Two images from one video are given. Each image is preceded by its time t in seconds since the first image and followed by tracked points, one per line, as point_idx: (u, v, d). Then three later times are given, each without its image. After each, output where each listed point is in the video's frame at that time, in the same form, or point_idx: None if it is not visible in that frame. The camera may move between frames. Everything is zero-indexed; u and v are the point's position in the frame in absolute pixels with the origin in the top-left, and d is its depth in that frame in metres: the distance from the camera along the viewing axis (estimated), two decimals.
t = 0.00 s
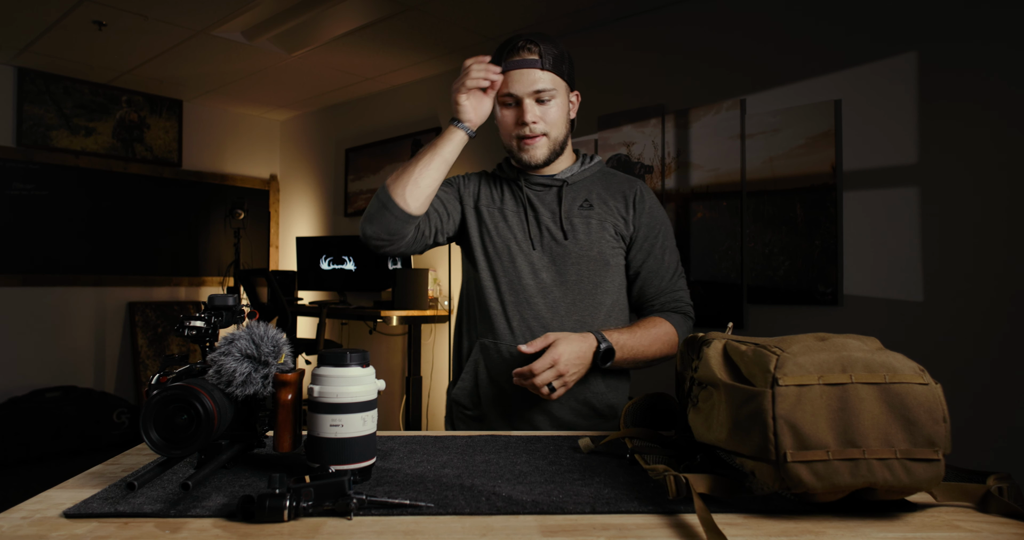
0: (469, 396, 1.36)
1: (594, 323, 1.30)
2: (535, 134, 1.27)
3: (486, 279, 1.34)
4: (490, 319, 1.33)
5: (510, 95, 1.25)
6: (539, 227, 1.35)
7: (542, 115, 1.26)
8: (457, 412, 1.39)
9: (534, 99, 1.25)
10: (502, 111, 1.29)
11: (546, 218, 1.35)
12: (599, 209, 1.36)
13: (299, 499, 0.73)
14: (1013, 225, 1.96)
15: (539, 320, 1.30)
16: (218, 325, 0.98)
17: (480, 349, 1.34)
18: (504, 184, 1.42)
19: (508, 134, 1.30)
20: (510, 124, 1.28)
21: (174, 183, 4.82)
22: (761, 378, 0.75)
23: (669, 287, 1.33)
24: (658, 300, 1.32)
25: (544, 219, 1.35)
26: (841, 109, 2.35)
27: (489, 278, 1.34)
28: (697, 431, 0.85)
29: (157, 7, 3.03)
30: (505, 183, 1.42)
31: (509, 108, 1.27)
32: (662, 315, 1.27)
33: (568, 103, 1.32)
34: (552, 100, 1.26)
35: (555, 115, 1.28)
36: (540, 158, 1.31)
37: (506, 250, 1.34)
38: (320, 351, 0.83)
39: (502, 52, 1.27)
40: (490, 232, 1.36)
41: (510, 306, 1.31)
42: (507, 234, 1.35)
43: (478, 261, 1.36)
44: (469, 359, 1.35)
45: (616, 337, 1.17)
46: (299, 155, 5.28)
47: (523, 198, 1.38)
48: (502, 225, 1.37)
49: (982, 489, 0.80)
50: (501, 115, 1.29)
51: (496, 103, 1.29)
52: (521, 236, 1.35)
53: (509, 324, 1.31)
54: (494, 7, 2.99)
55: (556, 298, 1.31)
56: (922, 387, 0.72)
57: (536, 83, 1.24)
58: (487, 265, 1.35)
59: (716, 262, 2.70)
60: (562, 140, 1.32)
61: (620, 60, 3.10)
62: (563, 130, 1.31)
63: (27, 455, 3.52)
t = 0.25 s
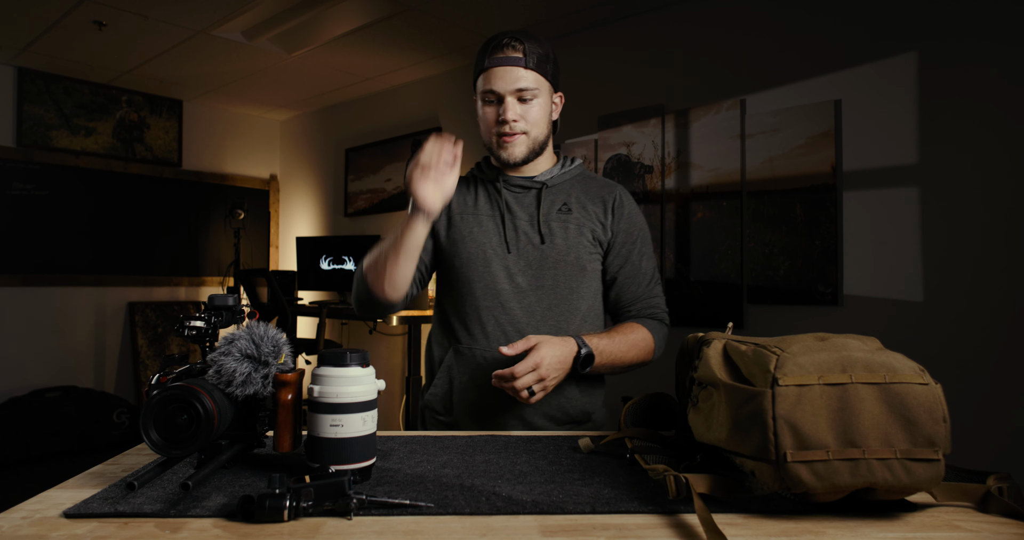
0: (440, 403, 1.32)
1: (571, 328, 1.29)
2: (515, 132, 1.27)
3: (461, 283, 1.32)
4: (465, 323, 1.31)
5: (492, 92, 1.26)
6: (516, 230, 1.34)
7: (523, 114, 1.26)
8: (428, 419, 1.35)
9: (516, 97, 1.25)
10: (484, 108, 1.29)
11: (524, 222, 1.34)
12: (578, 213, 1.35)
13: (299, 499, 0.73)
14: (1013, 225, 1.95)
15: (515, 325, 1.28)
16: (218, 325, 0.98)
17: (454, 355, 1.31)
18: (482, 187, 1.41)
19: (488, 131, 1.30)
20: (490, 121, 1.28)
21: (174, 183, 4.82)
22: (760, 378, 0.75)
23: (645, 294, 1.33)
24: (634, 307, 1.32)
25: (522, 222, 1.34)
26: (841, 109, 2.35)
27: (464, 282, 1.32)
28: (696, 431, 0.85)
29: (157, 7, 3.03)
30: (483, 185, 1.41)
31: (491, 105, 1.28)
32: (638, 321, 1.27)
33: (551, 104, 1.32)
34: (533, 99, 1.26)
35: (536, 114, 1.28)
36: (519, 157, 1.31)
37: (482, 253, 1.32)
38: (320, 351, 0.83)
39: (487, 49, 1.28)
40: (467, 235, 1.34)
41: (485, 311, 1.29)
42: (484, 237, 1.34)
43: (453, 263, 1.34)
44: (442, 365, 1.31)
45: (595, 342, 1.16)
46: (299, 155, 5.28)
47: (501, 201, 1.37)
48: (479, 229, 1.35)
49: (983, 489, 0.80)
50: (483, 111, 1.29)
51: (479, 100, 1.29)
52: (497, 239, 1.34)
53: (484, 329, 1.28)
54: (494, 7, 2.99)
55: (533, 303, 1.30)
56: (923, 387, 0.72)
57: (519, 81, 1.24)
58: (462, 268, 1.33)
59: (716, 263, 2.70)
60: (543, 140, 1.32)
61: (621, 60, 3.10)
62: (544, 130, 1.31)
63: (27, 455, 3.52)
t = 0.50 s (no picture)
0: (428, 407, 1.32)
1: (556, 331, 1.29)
2: (490, 137, 1.27)
3: (445, 288, 1.32)
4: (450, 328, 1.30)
5: (467, 96, 1.26)
6: (499, 234, 1.33)
7: (498, 118, 1.26)
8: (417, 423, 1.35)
9: (491, 101, 1.26)
10: (461, 112, 1.30)
11: (506, 225, 1.33)
12: (560, 214, 1.34)
13: (299, 498, 0.73)
14: (1013, 225, 1.96)
15: (499, 329, 1.27)
16: (218, 325, 0.98)
17: (440, 360, 1.31)
18: (463, 190, 1.41)
19: (465, 136, 1.30)
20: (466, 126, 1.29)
21: (174, 183, 4.82)
22: (761, 378, 0.75)
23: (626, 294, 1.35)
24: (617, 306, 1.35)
25: (505, 224, 1.34)
26: (841, 109, 2.35)
27: (448, 288, 1.32)
28: (696, 431, 0.85)
29: (157, 7, 3.03)
30: (465, 189, 1.41)
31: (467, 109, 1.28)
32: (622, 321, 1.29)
33: (527, 107, 1.32)
34: (508, 103, 1.27)
35: (511, 118, 1.28)
36: (495, 161, 1.31)
37: (465, 258, 1.32)
38: (320, 351, 0.83)
39: (462, 52, 1.27)
40: (449, 240, 1.34)
41: (469, 316, 1.29)
42: (466, 242, 1.33)
43: (437, 267, 1.34)
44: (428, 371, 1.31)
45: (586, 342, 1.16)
46: (299, 155, 5.28)
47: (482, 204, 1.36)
48: (461, 233, 1.34)
49: (983, 489, 0.80)
50: (460, 116, 1.30)
51: (456, 104, 1.30)
52: (480, 243, 1.33)
53: (469, 334, 1.28)
54: (494, 7, 2.99)
55: (517, 307, 1.29)
56: (922, 387, 0.72)
57: (494, 84, 1.24)
58: (445, 274, 1.32)
59: (716, 263, 2.70)
60: (520, 143, 1.32)
61: (621, 60, 3.10)
62: (521, 133, 1.31)
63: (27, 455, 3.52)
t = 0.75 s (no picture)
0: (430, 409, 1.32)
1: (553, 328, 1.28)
2: (483, 131, 1.27)
3: (442, 288, 1.32)
4: (449, 329, 1.30)
5: (457, 92, 1.26)
6: (494, 232, 1.33)
7: (490, 112, 1.26)
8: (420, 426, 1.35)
9: (482, 96, 1.26)
10: (451, 108, 1.30)
11: (501, 222, 1.34)
12: (555, 210, 1.34)
13: (299, 499, 0.73)
14: (1013, 226, 1.96)
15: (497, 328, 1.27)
16: (218, 325, 0.98)
17: (439, 362, 1.31)
18: (456, 189, 1.41)
19: (457, 132, 1.30)
20: (458, 121, 1.29)
21: (174, 183, 4.82)
22: (761, 378, 0.75)
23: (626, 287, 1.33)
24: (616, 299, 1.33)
25: (499, 222, 1.34)
26: (841, 109, 2.35)
27: (445, 288, 1.32)
28: (696, 431, 0.85)
29: (157, 7, 3.03)
30: (458, 187, 1.41)
31: (457, 105, 1.28)
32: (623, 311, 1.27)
33: (517, 100, 1.32)
34: (498, 97, 1.26)
35: (502, 112, 1.28)
36: (489, 157, 1.32)
37: (460, 257, 1.32)
38: (320, 351, 0.83)
39: (449, 48, 1.27)
40: (445, 240, 1.34)
41: (467, 316, 1.29)
42: (461, 241, 1.33)
43: (433, 268, 1.34)
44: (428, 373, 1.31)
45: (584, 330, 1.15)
46: (299, 155, 5.28)
47: (476, 202, 1.37)
48: (456, 232, 1.34)
49: (983, 489, 0.80)
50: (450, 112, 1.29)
51: (446, 100, 1.30)
52: (475, 242, 1.33)
53: (467, 333, 1.28)
54: (494, 7, 2.99)
55: (515, 305, 1.29)
56: (922, 387, 0.72)
57: (483, 79, 1.24)
58: (441, 274, 1.32)
59: (716, 263, 2.70)
60: (512, 137, 1.32)
61: (621, 60, 3.10)
62: (512, 128, 1.31)
63: (27, 455, 3.52)
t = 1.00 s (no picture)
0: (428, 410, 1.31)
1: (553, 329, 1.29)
2: (487, 128, 1.27)
3: (442, 289, 1.32)
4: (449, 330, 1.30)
5: (462, 88, 1.26)
6: (494, 232, 1.33)
7: (495, 109, 1.27)
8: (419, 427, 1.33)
9: (487, 92, 1.26)
10: (454, 103, 1.29)
11: (501, 223, 1.34)
12: (555, 211, 1.34)
13: (299, 498, 0.73)
14: (1013, 226, 1.96)
15: (497, 329, 1.28)
16: (218, 325, 0.98)
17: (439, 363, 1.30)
18: (454, 189, 1.41)
19: (460, 128, 1.30)
20: (461, 117, 1.28)
21: (174, 183, 4.82)
22: (761, 378, 0.75)
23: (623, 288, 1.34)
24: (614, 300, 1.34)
25: (500, 222, 1.34)
26: (841, 109, 2.35)
27: (445, 289, 1.31)
28: (696, 431, 0.85)
29: (157, 7, 3.03)
30: (456, 187, 1.41)
31: (461, 101, 1.28)
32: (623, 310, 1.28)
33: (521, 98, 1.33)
34: (503, 94, 1.26)
35: (506, 109, 1.28)
36: (492, 152, 1.31)
37: (461, 257, 1.32)
38: (320, 351, 0.83)
39: (455, 44, 1.28)
40: (444, 240, 1.34)
41: (468, 317, 1.29)
42: (461, 242, 1.33)
43: (432, 268, 1.33)
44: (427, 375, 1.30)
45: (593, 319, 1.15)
46: (299, 155, 5.28)
47: (476, 202, 1.36)
48: (456, 233, 1.34)
49: (983, 489, 0.80)
50: (454, 108, 1.29)
51: (449, 96, 1.29)
52: (475, 243, 1.33)
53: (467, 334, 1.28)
54: (494, 7, 2.99)
55: (515, 306, 1.29)
56: (923, 387, 0.72)
57: (489, 75, 1.25)
58: (441, 275, 1.32)
59: (716, 263, 2.70)
60: (515, 135, 1.33)
61: (621, 60, 3.10)
62: (516, 126, 1.32)
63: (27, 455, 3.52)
